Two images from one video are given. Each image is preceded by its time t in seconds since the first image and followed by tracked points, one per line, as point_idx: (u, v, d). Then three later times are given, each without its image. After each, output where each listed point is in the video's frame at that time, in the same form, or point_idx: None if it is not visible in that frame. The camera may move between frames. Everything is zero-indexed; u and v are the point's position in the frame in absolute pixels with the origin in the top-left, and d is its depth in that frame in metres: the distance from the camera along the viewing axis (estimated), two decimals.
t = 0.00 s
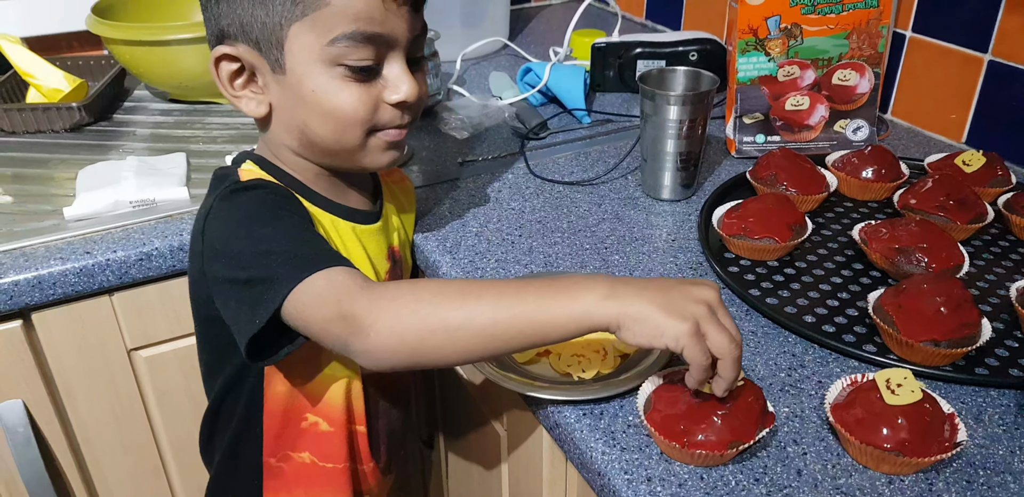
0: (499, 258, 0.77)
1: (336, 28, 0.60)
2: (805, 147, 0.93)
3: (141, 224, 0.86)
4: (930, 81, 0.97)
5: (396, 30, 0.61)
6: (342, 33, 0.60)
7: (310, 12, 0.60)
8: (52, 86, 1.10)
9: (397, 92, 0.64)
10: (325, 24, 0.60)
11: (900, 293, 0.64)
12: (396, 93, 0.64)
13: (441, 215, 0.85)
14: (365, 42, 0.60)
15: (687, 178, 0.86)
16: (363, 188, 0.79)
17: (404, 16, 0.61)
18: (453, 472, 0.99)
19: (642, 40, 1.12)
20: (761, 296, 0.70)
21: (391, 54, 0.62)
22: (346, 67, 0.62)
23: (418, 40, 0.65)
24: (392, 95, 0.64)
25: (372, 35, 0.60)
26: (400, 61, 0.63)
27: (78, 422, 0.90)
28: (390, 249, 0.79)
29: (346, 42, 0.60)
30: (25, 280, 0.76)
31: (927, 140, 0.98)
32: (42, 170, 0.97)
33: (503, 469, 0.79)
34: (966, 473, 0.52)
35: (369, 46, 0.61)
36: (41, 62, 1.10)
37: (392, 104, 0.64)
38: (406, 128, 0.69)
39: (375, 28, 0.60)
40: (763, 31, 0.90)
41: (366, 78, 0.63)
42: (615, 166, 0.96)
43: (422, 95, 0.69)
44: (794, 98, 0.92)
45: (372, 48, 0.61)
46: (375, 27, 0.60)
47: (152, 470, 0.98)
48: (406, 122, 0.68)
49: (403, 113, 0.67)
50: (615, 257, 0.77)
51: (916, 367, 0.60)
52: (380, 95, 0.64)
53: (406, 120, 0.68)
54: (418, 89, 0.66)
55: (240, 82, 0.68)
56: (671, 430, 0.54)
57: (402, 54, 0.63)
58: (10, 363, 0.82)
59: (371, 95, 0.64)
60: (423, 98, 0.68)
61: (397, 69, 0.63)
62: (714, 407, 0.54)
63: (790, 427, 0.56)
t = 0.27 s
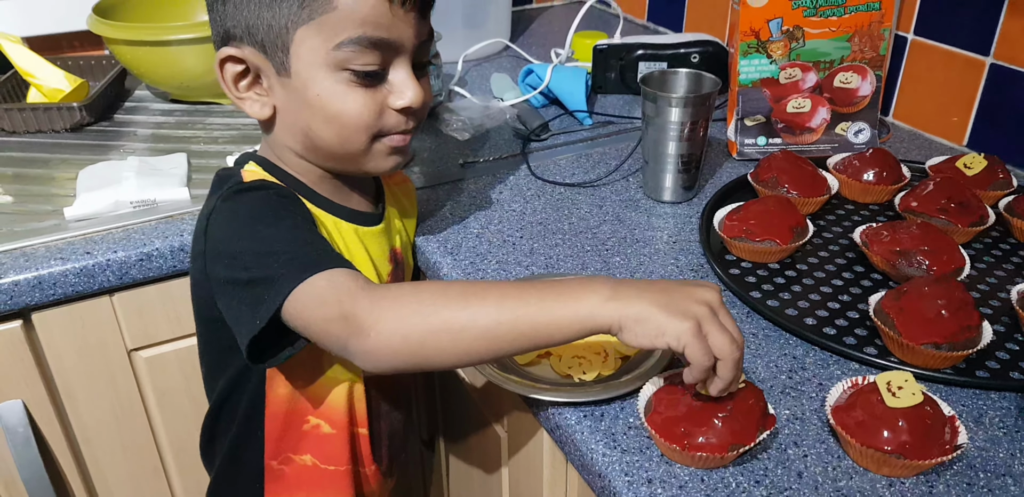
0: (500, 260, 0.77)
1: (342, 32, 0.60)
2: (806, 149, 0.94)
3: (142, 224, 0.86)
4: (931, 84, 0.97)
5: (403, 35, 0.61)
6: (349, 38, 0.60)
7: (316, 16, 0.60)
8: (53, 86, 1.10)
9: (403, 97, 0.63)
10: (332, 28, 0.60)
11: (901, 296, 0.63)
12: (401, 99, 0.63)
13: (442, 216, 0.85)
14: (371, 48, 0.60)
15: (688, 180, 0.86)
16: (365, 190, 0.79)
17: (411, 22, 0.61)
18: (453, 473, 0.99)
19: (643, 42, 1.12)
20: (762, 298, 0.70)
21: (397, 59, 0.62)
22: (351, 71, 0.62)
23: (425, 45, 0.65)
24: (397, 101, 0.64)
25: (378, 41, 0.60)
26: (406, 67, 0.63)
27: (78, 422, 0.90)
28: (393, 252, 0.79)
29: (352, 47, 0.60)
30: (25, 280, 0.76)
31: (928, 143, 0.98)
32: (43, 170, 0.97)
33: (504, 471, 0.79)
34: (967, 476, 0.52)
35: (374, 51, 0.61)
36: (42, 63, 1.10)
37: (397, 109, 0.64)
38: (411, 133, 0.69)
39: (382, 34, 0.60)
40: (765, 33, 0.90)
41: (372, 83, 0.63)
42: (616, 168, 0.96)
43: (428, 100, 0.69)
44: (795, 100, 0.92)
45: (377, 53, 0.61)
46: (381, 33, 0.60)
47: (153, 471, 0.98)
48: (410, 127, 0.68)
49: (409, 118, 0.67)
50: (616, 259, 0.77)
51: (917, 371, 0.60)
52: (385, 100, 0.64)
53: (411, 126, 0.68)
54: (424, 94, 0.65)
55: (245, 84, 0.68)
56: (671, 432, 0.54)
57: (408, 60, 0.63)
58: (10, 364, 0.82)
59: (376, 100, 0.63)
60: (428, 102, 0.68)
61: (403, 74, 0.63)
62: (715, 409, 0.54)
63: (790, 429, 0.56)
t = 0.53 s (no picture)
0: (501, 259, 0.77)
1: (346, 35, 0.59)
2: (806, 150, 0.94)
3: (143, 223, 0.86)
4: (932, 85, 0.97)
5: (407, 37, 0.60)
6: (353, 42, 0.59)
7: (320, 20, 0.59)
8: (54, 84, 1.10)
9: (409, 100, 0.63)
10: (336, 32, 0.59)
11: (902, 297, 0.63)
12: (407, 101, 0.63)
13: (442, 215, 0.86)
14: (376, 51, 0.60)
15: (689, 180, 0.86)
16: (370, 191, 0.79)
17: (416, 23, 0.61)
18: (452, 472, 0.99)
19: (645, 42, 1.12)
20: (762, 298, 0.70)
21: (402, 62, 0.62)
22: (357, 76, 0.61)
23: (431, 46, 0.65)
24: (403, 103, 0.64)
25: (383, 44, 0.60)
26: (411, 70, 0.63)
27: (77, 420, 0.90)
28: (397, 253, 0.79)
29: (357, 51, 0.60)
30: (25, 278, 0.76)
31: (928, 144, 0.98)
32: (43, 168, 0.97)
33: (503, 471, 0.79)
34: (967, 477, 0.52)
35: (380, 55, 0.60)
36: (44, 61, 1.10)
37: (403, 112, 0.64)
38: (417, 135, 0.69)
39: (387, 37, 0.59)
40: (766, 34, 0.90)
41: (377, 87, 0.63)
42: (617, 168, 0.96)
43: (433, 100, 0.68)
44: (797, 100, 0.92)
45: (383, 57, 0.60)
46: (386, 36, 0.59)
47: (152, 470, 0.98)
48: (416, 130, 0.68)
49: (415, 120, 0.67)
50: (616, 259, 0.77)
51: (917, 372, 0.60)
52: (391, 103, 0.64)
53: (416, 128, 0.68)
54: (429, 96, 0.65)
55: (250, 87, 0.68)
56: (671, 432, 0.54)
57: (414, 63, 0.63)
58: (10, 362, 0.82)
59: (382, 103, 0.63)
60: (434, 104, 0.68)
61: (409, 77, 0.63)
62: (714, 409, 0.54)
63: (791, 430, 0.56)
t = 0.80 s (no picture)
0: (501, 259, 0.77)
1: (350, 45, 0.59)
2: (806, 148, 0.94)
3: (143, 223, 0.86)
4: (932, 83, 0.97)
5: (414, 43, 0.60)
6: (359, 51, 0.59)
7: (323, 31, 0.59)
8: (55, 85, 1.10)
9: (420, 107, 0.62)
10: (340, 43, 0.59)
11: (902, 295, 0.63)
12: (418, 108, 0.62)
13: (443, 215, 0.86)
14: (382, 60, 0.59)
15: (689, 179, 0.86)
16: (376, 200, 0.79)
17: (424, 28, 0.60)
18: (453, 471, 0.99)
19: (644, 41, 1.12)
20: (762, 297, 0.70)
21: (412, 69, 0.61)
22: (364, 86, 0.61)
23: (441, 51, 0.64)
24: (414, 111, 0.63)
25: (389, 52, 0.59)
26: (422, 76, 0.62)
27: (78, 421, 0.90)
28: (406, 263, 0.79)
29: (364, 61, 0.59)
30: (26, 279, 0.76)
31: (929, 142, 0.98)
32: (44, 169, 0.97)
33: (505, 470, 0.79)
34: (967, 475, 0.52)
35: (387, 64, 0.60)
36: (44, 62, 1.10)
37: (415, 120, 0.63)
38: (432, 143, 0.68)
39: (393, 45, 0.59)
40: (765, 32, 0.90)
41: (386, 97, 0.62)
42: (617, 167, 0.96)
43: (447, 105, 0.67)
44: (796, 99, 0.92)
45: (390, 65, 0.60)
46: (393, 44, 0.59)
47: (154, 470, 0.99)
48: (429, 138, 0.67)
49: (427, 129, 0.66)
50: (616, 258, 0.77)
51: (918, 370, 0.60)
52: (401, 112, 0.63)
53: (430, 136, 0.67)
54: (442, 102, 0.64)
55: (257, 100, 0.68)
56: (671, 431, 0.54)
57: (424, 69, 0.62)
58: (12, 362, 0.82)
59: (392, 114, 0.63)
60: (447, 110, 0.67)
61: (419, 83, 0.62)
62: (715, 408, 0.54)
63: (791, 428, 0.56)
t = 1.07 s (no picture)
0: (502, 257, 0.78)
1: (377, 71, 0.59)
2: (809, 147, 0.93)
3: (146, 220, 0.86)
4: (935, 83, 0.97)
5: (437, 61, 0.60)
6: (386, 76, 0.59)
7: (348, 55, 0.60)
8: (57, 82, 1.10)
9: (449, 129, 0.62)
10: (365, 68, 0.59)
11: (904, 294, 0.63)
12: (447, 130, 0.62)
13: (445, 213, 0.86)
14: (411, 84, 0.60)
15: (691, 178, 0.86)
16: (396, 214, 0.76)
17: (451, 48, 0.61)
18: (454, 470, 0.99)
19: (647, 40, 1.12)
20: (764, 296, 0.69)
21: (439, 91, 0.62)
22: (392, 111, 0.61)
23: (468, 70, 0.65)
24: (443, 134, 0.63)
25: (417, 76, 0.60)
26: (450, 98, 0.62)
27: (80, 418, 0.90)
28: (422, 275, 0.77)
29: (391, 86, 0.59)
30: (28, 276, 0.77)
31: (931, 141, 0.98)
32: (46, 166, 0.97)
33: (506, 469, 0.79)
34: (969, 475, 0.52)
35: (415, 87, 0.60)
36: (47, 59, 1.10)
37: (443, 142, 0.63)
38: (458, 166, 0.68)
39: (420, 67, 0.59)
40: (768, 31, 0.89)
41: (413, 122, 0.62)
42: (619, 165, 0.96)
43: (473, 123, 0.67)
44: (799, 98, 0.92)
45: (417, 88, 0.60)
46: (419, 66, 0.59)
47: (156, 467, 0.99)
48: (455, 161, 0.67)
49: (454, 151, 0.66)
50: (618, 257, 0.77)
51: (920, 369, 0.60)
52: (428, 135, 0.63)
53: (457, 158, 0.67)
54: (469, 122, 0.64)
55: (276, 123, 0.67)
56: (673, 431, 0.54)
57: (451, 91, 0.62)
58: (13, 359, 0.82)
59: (420, 138, 0.63)
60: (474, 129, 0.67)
61: (447, 106, 0.62)
62: (716, 406, 0.54)
63: (792, 427, 0.56)
